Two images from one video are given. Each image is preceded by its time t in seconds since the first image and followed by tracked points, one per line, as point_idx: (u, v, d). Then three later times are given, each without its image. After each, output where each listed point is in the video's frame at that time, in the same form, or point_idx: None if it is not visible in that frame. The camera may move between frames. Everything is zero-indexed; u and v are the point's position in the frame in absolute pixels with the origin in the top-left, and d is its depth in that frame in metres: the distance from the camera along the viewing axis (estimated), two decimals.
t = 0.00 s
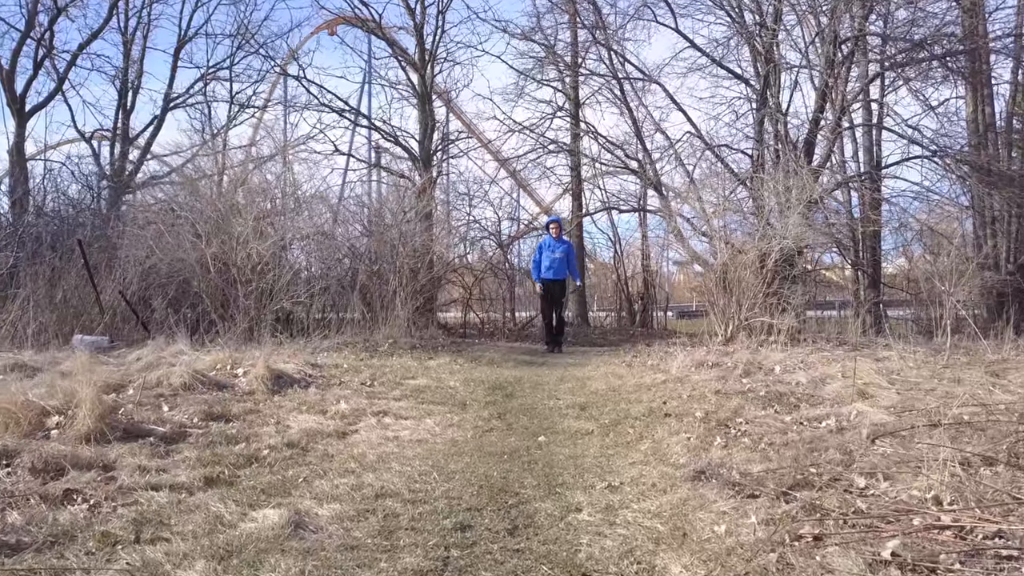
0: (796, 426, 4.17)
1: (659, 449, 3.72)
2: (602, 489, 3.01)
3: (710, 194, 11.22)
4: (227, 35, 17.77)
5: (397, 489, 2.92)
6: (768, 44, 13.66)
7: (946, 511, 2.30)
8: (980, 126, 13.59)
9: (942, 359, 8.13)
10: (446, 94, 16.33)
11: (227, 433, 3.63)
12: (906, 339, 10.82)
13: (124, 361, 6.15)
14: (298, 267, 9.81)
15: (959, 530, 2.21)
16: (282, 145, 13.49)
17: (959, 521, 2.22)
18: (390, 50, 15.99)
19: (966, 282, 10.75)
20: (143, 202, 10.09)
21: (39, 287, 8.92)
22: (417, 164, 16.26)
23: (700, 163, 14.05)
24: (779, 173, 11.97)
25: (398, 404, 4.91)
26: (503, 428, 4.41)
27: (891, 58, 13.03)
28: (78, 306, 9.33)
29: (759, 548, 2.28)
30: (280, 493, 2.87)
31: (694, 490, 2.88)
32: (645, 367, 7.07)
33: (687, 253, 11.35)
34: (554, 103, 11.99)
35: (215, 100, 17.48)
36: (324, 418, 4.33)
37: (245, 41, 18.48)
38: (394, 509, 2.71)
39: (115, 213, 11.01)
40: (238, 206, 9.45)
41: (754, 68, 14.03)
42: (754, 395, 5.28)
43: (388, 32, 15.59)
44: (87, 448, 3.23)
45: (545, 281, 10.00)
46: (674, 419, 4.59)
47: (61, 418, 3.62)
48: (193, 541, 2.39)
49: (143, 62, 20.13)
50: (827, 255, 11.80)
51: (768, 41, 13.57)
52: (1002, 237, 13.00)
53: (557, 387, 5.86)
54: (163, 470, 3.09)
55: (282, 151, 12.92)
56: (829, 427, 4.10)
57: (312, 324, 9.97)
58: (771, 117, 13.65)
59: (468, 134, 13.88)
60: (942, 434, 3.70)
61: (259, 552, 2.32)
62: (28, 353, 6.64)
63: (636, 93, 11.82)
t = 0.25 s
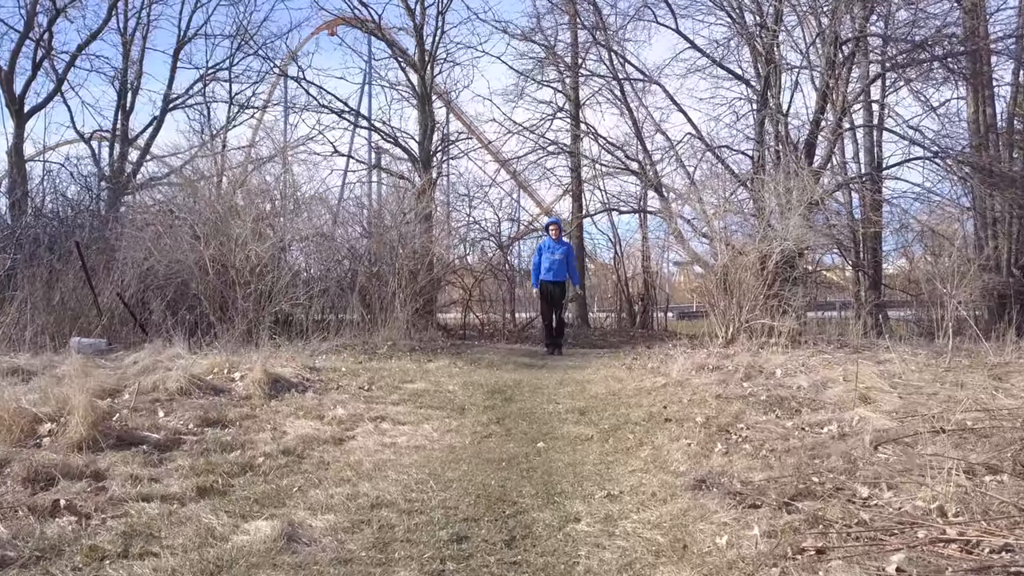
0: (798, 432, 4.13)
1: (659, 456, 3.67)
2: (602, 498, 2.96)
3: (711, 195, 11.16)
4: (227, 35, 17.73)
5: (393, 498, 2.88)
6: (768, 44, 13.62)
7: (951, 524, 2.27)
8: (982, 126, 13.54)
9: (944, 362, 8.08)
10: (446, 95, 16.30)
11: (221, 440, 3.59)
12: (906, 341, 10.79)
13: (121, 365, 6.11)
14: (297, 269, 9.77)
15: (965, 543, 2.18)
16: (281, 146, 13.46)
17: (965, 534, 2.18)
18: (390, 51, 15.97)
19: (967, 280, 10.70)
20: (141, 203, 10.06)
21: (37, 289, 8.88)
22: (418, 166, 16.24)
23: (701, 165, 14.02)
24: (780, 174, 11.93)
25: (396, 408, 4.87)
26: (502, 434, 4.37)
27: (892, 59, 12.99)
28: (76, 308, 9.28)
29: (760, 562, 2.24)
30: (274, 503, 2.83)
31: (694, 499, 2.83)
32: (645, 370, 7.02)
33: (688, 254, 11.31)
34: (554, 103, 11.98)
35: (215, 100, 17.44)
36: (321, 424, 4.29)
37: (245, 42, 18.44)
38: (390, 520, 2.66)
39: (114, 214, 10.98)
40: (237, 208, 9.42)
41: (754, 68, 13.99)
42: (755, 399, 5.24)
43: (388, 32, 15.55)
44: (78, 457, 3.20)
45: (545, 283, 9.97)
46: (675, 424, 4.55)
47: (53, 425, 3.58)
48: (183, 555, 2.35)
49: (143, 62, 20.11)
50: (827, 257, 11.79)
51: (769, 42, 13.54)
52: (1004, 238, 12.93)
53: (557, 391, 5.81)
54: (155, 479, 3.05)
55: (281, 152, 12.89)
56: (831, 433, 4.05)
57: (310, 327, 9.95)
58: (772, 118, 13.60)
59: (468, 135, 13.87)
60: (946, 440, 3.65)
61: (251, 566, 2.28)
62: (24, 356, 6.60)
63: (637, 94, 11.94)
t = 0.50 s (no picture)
0: (804, 445, 4.09)
1: (665, 471, 3.63)
2: (608, 517, 2.92)
3: (713, 199, 11.11)
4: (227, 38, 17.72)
5: (396, 519, 2.84)
6: (770, 47, 13.61)
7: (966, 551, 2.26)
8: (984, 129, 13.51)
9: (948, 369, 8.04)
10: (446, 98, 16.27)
11: (222, 456, 3.55)
12: (909, 346, 10.74)
13: (121, 375, 6.07)
14: (298, 275, 9.73)
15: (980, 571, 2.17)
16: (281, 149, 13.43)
17: (980, 562, 2.17)
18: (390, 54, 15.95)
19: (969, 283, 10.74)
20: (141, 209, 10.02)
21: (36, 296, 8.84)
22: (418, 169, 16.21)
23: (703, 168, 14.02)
24: (782, 178, 11.90)
25: (398, 420, 4.83)
26: (505, 446, 4.33)
27: (894, 62, 12.99)
28: (76, 314, 9.23)
29: None
30: (276, 526, 2.80)
31: (702, 520, 2.79)
32: (648, 378, 6.98)
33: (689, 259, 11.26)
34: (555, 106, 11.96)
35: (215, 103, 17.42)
36: (323, 437, 4.25)
37: (245, 45, 18.44)
38: (393, 543, 2.62)
39: (114, 220, 10.95)
40: (238, 214, 9.35)
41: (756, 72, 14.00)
42: (760, 409, 5.20)
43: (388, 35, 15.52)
44: (77, 476, 3.16)
45: (547, 288, 9.95)
46: (679, 436, 4.52)
47: (52, 442, 3.55)
48: None
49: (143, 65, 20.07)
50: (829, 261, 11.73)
51: (771, 45, 13.52)
52: (1007, 242, 12.88)
53: (560, 400, 5.76)
54: (155, 500, 3.02)
55: (282, 156, 12.87)
56: (837, 446, 4.02)
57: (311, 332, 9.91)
58: (774, 121, 13.60)
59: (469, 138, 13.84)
60: (955, 455, 3.61)
61: None
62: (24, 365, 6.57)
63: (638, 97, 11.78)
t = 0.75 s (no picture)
0: (811, 467, 4.08)
1: (672, 495, 3.61)
2: (617, 548, 2.92)
3: (715, 205, 11.10)
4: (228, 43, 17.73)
5: (405, 552, 2.82)
6: (772, 53, 13.62)
7: None
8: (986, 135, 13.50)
9: (953, 381, 8.02)
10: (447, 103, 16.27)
11: (227, 481, 3.53)
12: (912, 355, 10.71)
13: (124, 390, 6.05)
14: (300, 283, 9.72)
15: None
16: (283, 155, 13.44)
17: None
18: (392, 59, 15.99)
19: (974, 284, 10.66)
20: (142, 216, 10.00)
21: (37, 306, 8.82)
22: (419, 174, 16.22)
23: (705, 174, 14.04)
24: (784, 185, 11.89)
25: (403, 437, 4.80)
26: (510, 466, 4.30)
27: (896, 69, 12.90)
28: (77, 323, 9.20)
29: None
30: (284, 561, 2.79)
31: (712, 554, 2.79)
32: (652, 390, 6.96)
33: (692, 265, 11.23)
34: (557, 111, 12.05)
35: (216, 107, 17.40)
36: (327, 457, 4.24)
37: (247, 49, 18.43)
38: None
39: (115, 227, 10.93)
40: (239, 222, 9.24)
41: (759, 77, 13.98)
42: (765, 426, 5.19)
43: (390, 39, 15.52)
44: (82, 507, 3.15)
45: (549, 296, 9.92)
46: (685, 455, 4.52)
47: (57, 470, 3.54)
48: None
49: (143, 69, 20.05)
50: (831, 269, 11.71)
51: (773, 52, 13.53)
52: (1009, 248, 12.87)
53: (565, 415, 5.73)
54: (161, 533, 3.02)
55: (284, 162, 12.86)
56: (845, 468, 4.00)
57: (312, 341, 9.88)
58: (776, 128, 13.64)
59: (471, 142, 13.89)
60: (964, 479, 3.60)
61: None
62: (25, 379, 6.55)
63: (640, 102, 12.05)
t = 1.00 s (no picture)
0: (814, 499, 4.06)
1: (675, 531, 3.60)
2: None
3: (715, 215, 11.07)
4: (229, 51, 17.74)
5: None
6: (771, 65, 13.65)
7: None
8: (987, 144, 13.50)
9: (955, 398, 8.01)
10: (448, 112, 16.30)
11: (229, 520, 3.55)
12: (914, 368, 10.68)
13: (124, 413, 6.04)
14: (301, 297, 9.72)
15: None
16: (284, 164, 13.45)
17: None
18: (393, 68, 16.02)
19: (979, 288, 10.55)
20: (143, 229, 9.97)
21: (38, 321, 8.80)
22: (420, 183, 16.25)
23: (706, 184, 14.06)
24: (785, 198, 11.90)
25: (404, 465, 4.78)
26: (512, 497, 4.29)
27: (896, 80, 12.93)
28: (77, 338, 9.17)
29: None
30: None
31: None
32: (654, 410, 6.95)
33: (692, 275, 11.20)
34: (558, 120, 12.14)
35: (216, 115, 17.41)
36: (329, 488, 4.23)
37: (247, 56, 18.44)
38: None
39: (116, 240, 10.92)
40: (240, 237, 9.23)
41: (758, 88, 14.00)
42: (767, 451, 5.18)
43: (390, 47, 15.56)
44: (83, 553, 3.14)
45: (550, 309, 9.90)
46: (687, 484, 4.50)
47: (57, 511, 3.53)
48: None
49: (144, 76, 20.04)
50: (832, 281, 11.69)
51: (774, 62, 13.54)
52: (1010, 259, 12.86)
53: (566, 438, 5.72)
54: None
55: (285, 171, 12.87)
56: (849, 501, 3.99)
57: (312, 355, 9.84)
58: (777, 138, 13.65)
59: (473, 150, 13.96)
60: (970, 516, 3.58)
61: None
62: (26, 400, 6.54)
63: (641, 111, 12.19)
